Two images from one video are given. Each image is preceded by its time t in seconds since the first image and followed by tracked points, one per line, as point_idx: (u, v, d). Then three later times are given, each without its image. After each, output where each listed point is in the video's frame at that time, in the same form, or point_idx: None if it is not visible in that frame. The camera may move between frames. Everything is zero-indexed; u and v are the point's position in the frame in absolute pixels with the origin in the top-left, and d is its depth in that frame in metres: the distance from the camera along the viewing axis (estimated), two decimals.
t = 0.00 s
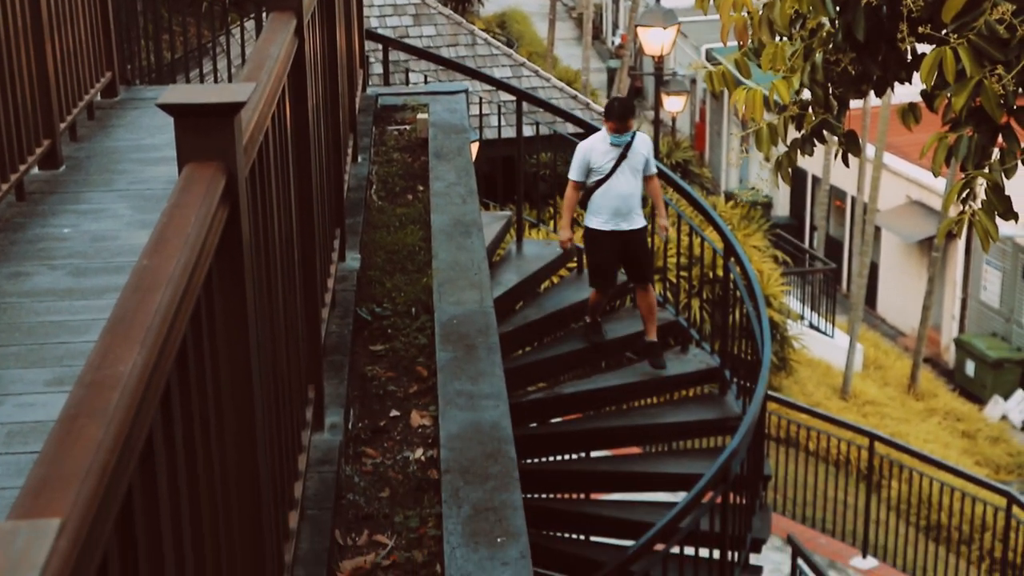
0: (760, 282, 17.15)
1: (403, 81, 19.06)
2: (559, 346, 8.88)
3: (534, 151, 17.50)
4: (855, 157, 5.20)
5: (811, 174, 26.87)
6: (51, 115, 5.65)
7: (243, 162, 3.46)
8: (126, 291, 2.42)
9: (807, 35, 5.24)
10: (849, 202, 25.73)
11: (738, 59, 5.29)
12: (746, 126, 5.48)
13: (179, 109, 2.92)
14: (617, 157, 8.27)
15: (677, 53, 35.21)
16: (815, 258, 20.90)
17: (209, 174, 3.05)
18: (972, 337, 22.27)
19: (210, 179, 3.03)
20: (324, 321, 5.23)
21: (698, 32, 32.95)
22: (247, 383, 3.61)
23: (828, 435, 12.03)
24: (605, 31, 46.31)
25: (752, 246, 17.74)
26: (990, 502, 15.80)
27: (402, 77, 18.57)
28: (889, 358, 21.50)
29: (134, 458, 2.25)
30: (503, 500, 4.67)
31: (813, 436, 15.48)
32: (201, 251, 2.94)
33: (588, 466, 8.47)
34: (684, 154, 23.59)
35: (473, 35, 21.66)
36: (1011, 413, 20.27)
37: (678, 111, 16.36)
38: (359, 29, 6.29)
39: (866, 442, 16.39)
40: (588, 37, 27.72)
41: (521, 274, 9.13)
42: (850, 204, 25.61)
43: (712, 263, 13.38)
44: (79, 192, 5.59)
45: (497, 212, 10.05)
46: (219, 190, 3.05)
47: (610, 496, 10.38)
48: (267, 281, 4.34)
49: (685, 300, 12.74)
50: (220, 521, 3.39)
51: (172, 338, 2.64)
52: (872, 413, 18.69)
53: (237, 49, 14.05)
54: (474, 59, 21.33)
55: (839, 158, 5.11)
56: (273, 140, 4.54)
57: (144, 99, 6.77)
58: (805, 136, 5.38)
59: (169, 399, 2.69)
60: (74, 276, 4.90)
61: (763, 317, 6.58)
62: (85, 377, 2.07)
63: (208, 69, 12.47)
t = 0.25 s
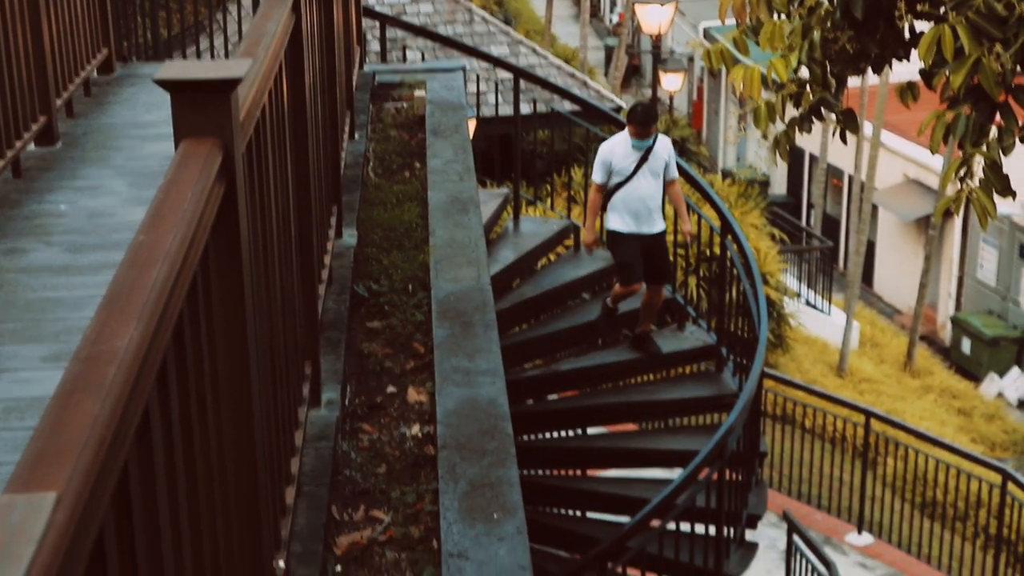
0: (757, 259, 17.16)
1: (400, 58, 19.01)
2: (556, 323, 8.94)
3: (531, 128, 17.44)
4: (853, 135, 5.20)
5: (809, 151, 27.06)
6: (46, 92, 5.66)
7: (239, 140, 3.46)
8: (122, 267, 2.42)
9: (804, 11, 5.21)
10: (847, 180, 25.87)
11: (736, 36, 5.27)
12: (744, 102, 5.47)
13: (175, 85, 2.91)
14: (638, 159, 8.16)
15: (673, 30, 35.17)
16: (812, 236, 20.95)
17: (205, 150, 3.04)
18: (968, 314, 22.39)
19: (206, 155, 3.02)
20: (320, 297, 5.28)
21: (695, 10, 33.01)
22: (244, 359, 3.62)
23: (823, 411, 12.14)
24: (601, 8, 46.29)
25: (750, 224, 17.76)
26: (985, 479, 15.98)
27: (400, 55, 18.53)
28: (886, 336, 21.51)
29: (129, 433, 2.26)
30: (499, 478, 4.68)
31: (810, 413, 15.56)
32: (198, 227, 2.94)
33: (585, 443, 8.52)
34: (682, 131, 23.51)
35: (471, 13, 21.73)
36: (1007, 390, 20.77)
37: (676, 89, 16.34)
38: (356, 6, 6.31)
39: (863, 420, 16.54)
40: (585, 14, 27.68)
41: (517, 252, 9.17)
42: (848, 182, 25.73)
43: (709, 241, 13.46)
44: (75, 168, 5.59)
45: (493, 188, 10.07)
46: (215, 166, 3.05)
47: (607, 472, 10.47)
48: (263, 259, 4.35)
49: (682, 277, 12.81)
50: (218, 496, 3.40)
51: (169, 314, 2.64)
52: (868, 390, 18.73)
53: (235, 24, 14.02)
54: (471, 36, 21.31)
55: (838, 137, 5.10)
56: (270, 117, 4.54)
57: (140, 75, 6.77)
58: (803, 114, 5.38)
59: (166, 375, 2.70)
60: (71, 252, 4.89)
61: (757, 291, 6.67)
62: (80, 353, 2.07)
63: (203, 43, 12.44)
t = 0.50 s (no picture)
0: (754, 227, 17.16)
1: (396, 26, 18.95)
2: (553, 291, 8.93)
3: (528, 96, 17.38)
4: (851, 103, 5.18)
5: (806, 120, 27.08)
6: (42, 58, 5.64)
7: (235, 105, 3.44)
8: (119, 234, 2.41)
9: None
10: (844, 148, 25.94)
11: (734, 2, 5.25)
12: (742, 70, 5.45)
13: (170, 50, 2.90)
14: (644, 132, 8.12)
15: None
16: (809, 203, 20.99)
17: (201, 115, 3.02)
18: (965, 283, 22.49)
19: (202, 121, 3.00)
20: (317, 264, 5.26)
21: None
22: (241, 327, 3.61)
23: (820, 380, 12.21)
24: None
25: (746, 191, 17.77)
26: (979, 447, 16.13)
27: (396, 23, 18.46)
28: (882, 305, 21.56)
29: (127, 398, 2.25)
30: (495, 446, 4.69)
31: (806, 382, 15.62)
32: (195, 193, 2.93)
33: (581, 411, 8.58)
34: (680, 99, 23.42)
35: None
36: (1002, 358, 20.96)
37: (673, 57, 16.29)
38: None
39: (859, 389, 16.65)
40: None
41: (515, 220, 9.18)
42: (845, 150, 25.81)
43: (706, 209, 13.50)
44: (71, 135, 5.58)
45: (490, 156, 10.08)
46: (212, 132, 3.03)
47: (603, 441, 10.53)
48: (260, 225, 4.35)
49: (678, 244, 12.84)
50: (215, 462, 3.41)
51: (166, 280, 2.63)
52: (865, 358, 18.80)
53: None
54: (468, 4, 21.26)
55: (834, 104, 5.09)
56: (267, 84, 4.52)
57: (135, 42, 6.77)
58: (801, 82, 5.36)
59: (163, 340, 2.69)
60: (67, 219, 4.86)
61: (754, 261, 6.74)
62: (76, 320, 2.07)
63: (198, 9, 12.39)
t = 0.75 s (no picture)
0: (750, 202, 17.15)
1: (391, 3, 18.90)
2: (548, 265, 8.95)
3: (524, 70, 17.32)
4: (848, 76, 5.17)
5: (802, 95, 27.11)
6: (37, 31, 5.63)
7: (231, 77, 3.42)
8: (114, 206, 2.39)
9: None
10: (840, 123, 26.01)
11: None
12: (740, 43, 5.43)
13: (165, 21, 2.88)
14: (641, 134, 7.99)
15: None
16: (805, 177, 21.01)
17: (198, 87, 3.00)
18: (960, 259, 22.55)
19: (198, 92, 2.98)
20: (313, 237, 5.26)
21: None
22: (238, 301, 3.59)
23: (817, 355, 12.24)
24: None
25: (743, 166, 17.77)
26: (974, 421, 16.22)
27: None
28: (877, 280, 21.54)
29: (122, 371, 2.23)
30: (491, 421, 4.69)
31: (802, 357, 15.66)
32: (191, 166, 2.90)
33: (576, 385, 8.64)
34: (676, 73, 23.33)
35: None
36: (998, 334, 21.10)
37: (670, 32, 16.25)
38: None
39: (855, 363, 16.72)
40: None
41: (511, 194, 9.19)
42: (841, 126, 25.86)
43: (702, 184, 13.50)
44: (66, 108, 5.55)
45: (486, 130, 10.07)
46: (208, 103, 3.01)
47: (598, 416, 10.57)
48: (256, 200, 4.34)
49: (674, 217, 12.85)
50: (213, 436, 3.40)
51: (163, 253, 2.61)
52: (860, 333, 18.86)
53: None
54: None
55: (833, 76, 5.08)
56: (262, 58, 4.50)
57: (130, 15, 6.76)
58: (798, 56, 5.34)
59: (160, 313, 2.68)
60: (62, 193, 4.80)
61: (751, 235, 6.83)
62: (70, 293, 2.05)
63: None
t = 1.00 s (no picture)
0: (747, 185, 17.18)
1: None
2: (545, 249, 8.97)
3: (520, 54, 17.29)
4: (845, 60, 5.17)
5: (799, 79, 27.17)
6: (32, 14, 5.65)
7: (228, 60, 3.41)
8: (110, 188, 2.38)
9: None
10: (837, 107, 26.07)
11: None
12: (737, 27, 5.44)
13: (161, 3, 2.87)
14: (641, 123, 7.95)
15: None
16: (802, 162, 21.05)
17: (194, 70, 3.00)
18: (957, 244, 22.60)
19: (195, 75, 2.97)
20: (311, 220, 5.27)
21: None
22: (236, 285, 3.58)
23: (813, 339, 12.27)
24: None
25: (739, 149, 17.79)
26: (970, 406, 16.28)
27: None
28: (874, 264, 21.54)
29: (120, 353, 2.22)
30: (488, 404, 4.69)
31: (798, 342, 15.68)
32: (188, 150, 2.89)
33: (573, 369, 8.67)
34: (672, 57, 23.29)
35: None
36: (994, 319, 21.18)
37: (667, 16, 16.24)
38: None
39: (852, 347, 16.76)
40: None
41: (508, 177, 9.19)
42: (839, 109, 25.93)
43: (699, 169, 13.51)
44: (62, 91, 5.54)
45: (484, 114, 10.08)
46: (205, 87, 3.00)
47: (596, 400, 10.61)
48: (254, 184, 4.33)
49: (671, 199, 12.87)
50: (213, 420, 3.38)
51: (160, 235, 2.60)
52: (856, 318, 18.92)
53: None
54: None
55: (828, 60, 5.07)
56: (259, 42, 4.49)
57: None
58: (796, 40, 5.35)
59: (158, 296, 2.66)
60: (58, 175, 4.71)
61: (750, 218, 6.88)
62: (67, 274, 2.03)
63: None
